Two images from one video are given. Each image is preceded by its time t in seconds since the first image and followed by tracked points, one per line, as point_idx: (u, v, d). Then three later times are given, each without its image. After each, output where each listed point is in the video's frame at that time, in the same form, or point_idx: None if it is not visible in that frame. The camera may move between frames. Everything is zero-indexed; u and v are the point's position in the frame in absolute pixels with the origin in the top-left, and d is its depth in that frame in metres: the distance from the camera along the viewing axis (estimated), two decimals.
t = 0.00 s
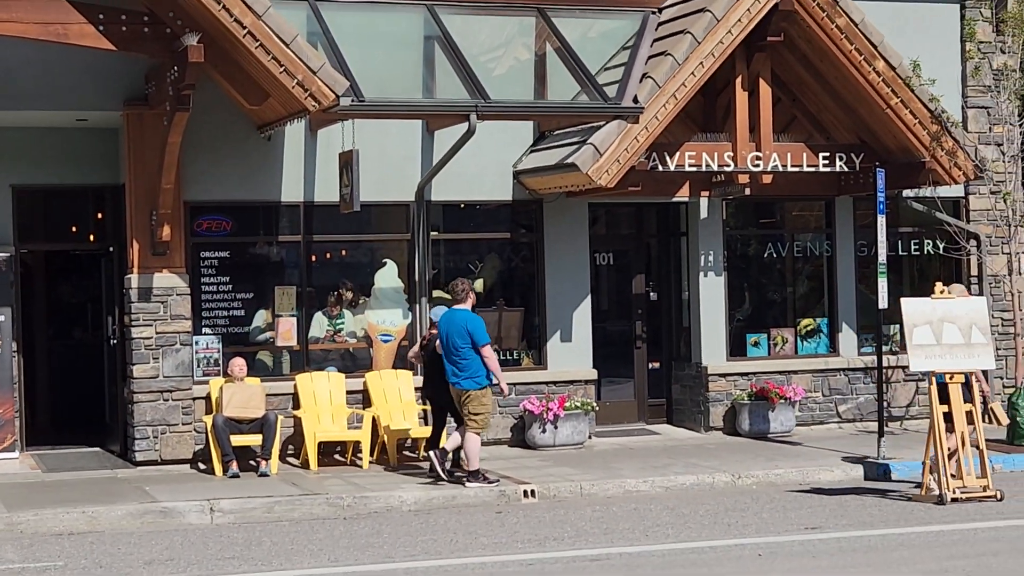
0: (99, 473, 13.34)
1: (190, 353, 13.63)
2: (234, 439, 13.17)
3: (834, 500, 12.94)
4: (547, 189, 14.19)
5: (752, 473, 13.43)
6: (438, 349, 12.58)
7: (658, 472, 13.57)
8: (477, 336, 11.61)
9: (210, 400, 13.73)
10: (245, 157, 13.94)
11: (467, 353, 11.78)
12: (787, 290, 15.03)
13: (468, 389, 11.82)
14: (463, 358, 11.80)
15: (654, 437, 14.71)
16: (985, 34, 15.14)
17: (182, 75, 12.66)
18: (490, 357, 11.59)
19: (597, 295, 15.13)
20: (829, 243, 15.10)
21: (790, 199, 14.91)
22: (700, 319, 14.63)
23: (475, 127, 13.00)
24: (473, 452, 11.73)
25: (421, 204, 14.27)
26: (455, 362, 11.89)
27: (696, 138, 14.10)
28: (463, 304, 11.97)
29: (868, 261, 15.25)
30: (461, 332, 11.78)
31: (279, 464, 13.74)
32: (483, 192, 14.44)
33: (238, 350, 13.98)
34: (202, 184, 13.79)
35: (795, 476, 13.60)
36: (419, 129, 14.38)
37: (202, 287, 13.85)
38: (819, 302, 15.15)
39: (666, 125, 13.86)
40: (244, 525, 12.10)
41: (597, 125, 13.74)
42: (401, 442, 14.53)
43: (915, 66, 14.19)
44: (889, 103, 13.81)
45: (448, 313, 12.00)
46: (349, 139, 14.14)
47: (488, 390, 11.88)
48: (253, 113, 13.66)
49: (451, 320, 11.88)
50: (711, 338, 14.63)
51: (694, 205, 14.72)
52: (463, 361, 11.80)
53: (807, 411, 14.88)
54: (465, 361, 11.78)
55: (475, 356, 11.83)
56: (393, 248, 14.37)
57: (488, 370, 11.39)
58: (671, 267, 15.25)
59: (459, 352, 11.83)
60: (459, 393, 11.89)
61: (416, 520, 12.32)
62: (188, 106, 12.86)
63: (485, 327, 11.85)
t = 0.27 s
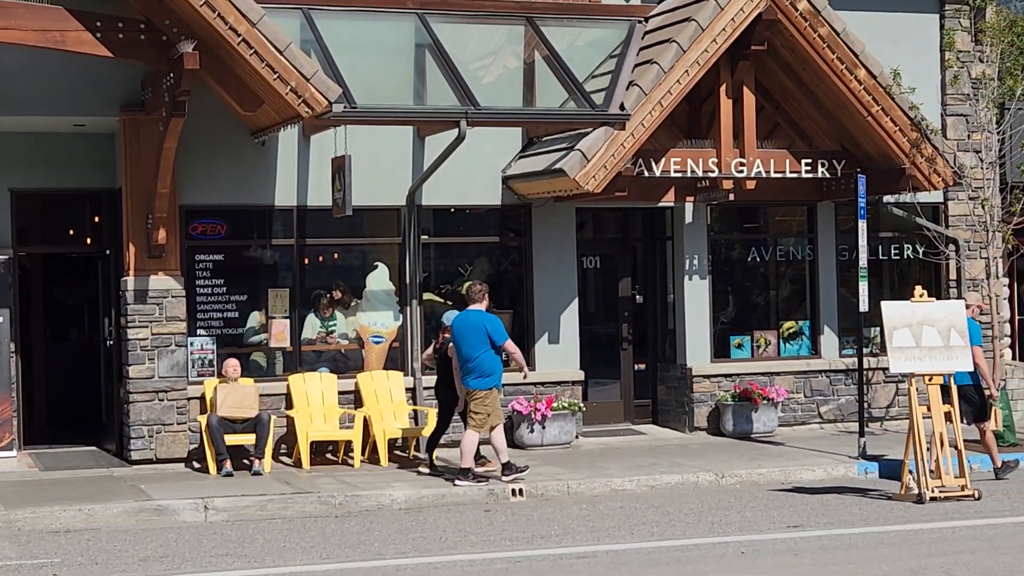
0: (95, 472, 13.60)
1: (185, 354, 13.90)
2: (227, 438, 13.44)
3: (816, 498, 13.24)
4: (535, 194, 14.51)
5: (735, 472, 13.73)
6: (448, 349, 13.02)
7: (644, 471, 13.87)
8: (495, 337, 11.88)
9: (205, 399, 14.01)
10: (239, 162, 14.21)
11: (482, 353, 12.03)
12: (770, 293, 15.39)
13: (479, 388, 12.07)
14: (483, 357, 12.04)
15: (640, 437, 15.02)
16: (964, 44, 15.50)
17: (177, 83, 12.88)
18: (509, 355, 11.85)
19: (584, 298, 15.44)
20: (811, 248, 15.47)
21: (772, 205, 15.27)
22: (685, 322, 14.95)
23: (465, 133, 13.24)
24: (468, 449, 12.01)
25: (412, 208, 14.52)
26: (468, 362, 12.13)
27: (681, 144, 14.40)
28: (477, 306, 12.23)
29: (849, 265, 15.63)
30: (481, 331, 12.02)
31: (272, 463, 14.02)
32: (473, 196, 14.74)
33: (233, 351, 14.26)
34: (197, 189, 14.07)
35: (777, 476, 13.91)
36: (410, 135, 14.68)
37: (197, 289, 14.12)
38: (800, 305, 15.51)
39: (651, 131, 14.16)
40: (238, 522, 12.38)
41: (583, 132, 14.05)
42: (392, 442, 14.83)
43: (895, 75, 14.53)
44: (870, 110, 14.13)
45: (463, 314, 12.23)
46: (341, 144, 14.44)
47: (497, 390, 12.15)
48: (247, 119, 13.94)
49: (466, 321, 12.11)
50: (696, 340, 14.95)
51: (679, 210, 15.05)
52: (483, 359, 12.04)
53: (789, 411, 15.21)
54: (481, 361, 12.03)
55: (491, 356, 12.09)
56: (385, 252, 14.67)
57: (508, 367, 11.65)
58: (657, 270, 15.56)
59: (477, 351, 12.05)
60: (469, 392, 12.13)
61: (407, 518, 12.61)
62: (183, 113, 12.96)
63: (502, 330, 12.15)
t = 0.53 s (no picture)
0: (95, 469, 13.96)
1: (183, 354, 14.25)
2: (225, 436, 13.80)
3: (798, 495, 13.62)
4: (524, 199, 14.88)
5: (720, 469, 14.12)
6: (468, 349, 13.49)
7: (630, 469, 14.26)
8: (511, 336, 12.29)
9: (202, 398, 14.37)
10: (237, 167, 14.58)
11: (500, 354, 12.46)
12: (754, 295, 15.81)
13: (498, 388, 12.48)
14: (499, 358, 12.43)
15: (627, 435, 15.41)
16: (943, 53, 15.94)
17: (176, 89, 13.25)
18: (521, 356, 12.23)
19: (572, 300, 15.85)
20: (793, 251, 15.90)
21: (756, 210, 15.71)
22: (670, 323, 15.37)
23: (457, 139, 13.57)
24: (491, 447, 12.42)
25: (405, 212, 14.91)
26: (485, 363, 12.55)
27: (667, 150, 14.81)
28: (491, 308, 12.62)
29: (830, 268, 16.07)
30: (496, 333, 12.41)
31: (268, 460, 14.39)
32: (464, 201, 15.12)
33: (230, 351, 14.64)
34: (195, 193, 14.43)
35: (760, 473, 14.30)
36: (402, 141, 15.06)
37: (195, 291, 14.49)
38: (783, 307, 15.93)
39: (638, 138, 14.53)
40: (235, 518, 12.75)
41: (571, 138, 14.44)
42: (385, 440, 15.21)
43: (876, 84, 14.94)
44: (851, 118, 14.53)
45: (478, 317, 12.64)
46: (336, 150, 14.82)
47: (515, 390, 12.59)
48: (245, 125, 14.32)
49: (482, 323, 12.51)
50: (681, 341, 15.37)
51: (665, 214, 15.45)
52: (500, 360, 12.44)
53: (772, 410, 15.63)
54: (499, 361, 12.45)
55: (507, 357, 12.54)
56: (378, 255, 15.04)
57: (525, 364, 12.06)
58: (644, 273, 15.98)
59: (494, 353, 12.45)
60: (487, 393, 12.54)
61: (399, 514, 12.98)
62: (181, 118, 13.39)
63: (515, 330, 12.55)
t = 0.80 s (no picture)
0: (92, 468, 14.22)
1: (179, 355, 14.53)
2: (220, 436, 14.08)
3: (782, 494, 13.93)
4: (514, 203, 15.16)
5: (706, 469, 14.42)
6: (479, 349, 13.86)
7: (618, 468, 14.56)
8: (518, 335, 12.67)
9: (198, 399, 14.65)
10: (232, 172, 14.86)
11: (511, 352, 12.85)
12: (739, 298, 16.14)
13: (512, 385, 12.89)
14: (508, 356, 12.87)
15: (614, 436, 15.72)
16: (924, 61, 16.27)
17: (172, 96, 13.53)
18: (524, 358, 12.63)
19: (561, 302, 16.15)
20: (778, 255, 16.23)
21: (741, 215, 16.03)
22: (657, 325, 15.68)
23: (447, 145, 13.86)
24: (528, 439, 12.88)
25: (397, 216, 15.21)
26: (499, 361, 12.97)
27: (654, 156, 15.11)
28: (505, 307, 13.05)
29: (814, 272, 16.40)
30: (505, 332, 12.85)
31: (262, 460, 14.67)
32: (456, 205, 15.42)
33: (225, 352, 14.92)
34: (191, 197, 14.71)
35: (745, 472, 14.61)
36: (395, 147, 15.36)
37: (191, 293, 14.77)
38: (768, 310, 16.26)
39: (626, 143, 14.82)
40: (230, 516, 13.02)
41: (560, 144, 14.73)
42: (377, 440, 15.49)
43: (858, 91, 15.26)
44: (834, 125, 14.85)
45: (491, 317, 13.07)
46: (330, 155, 15.11)
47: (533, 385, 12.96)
48: (240, 131, 14.60)
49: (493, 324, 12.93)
50: (668, 343, 15.67)
51: (653, 219, 15.76)
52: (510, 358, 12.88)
53: (756, 411, 15.96)
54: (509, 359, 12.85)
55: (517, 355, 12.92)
56: (371, 258, 15.33)
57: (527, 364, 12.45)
58: (631, 276, 16.28)
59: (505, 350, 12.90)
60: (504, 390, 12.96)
61: (392, 513, 13.27)
62: (178, 124, 13.66)
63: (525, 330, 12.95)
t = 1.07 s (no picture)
0: (78, 472, 14.19)
1: (166, 359, 14.51)
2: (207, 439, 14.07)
3: (769, 498, 13.94)
4: (501, 207, 15.17)
5: (692, 472, 14.44)
6: (491, 354, 13.87)
7: (605, 471, 14.58)
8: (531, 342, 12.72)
9: (185, 402, 14.63)
10: (219, 175, 14.84)
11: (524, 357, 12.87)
12: (726, 301, 16.17)
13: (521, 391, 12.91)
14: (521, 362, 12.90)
15: (601, 439, 15.73)
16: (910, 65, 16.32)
17: (159, 99, 13.51)
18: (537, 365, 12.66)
19: (548, 306, 16.17)
20: (764, 258, 16.27)
21: (728, 218, 16.06)
22: (644, 329, 15.70)
23: (435, 148, 13.86)
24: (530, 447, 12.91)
25: (384, 220, 15.20)
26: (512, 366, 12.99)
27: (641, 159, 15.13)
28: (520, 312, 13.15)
29: (800, 275, 16.44)
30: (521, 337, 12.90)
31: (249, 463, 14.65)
32: (443, 209, 15.42)
33: (212, 356, 14.89)
34: (178, 200, 14.68)
35: (731, 476, 14.63)
36: (382, 150, 15.36)
37: (178, 297, 14.74)
38: (754, 314, 16.30)
39: (613, 147, 14.83)
40: (216, 520, 13.01)
41: (547, 148, 14.75)
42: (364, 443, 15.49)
43: (845, 95, 15.31)
44: (821, 128, 14.88)
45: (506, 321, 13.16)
46: (317, 158, 15.10)
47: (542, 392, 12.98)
48: (227, 134, 14.59)
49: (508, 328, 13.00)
50: (655, 346, 15.69)
51: (640, 222, 15.78)
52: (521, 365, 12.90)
53: (743, 415, 15.99)
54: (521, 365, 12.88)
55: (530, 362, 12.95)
56: (358, 261, 15.33)
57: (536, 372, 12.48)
58: (618, 280, 16.30)
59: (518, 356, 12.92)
60: (512, 395, 12.97)
61: (378, 516, 13.26)
62: (165, 128, 13.63)
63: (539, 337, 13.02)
